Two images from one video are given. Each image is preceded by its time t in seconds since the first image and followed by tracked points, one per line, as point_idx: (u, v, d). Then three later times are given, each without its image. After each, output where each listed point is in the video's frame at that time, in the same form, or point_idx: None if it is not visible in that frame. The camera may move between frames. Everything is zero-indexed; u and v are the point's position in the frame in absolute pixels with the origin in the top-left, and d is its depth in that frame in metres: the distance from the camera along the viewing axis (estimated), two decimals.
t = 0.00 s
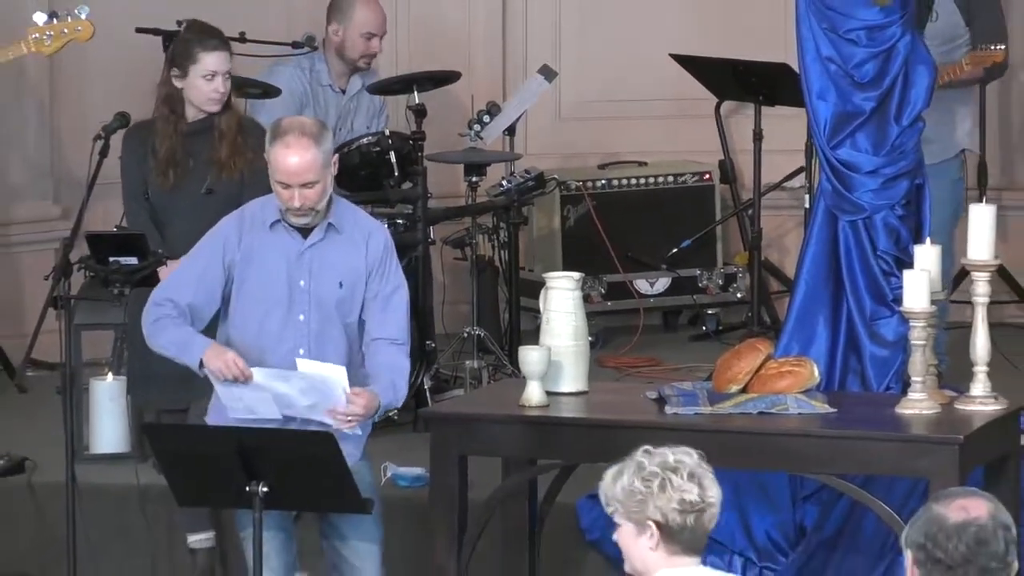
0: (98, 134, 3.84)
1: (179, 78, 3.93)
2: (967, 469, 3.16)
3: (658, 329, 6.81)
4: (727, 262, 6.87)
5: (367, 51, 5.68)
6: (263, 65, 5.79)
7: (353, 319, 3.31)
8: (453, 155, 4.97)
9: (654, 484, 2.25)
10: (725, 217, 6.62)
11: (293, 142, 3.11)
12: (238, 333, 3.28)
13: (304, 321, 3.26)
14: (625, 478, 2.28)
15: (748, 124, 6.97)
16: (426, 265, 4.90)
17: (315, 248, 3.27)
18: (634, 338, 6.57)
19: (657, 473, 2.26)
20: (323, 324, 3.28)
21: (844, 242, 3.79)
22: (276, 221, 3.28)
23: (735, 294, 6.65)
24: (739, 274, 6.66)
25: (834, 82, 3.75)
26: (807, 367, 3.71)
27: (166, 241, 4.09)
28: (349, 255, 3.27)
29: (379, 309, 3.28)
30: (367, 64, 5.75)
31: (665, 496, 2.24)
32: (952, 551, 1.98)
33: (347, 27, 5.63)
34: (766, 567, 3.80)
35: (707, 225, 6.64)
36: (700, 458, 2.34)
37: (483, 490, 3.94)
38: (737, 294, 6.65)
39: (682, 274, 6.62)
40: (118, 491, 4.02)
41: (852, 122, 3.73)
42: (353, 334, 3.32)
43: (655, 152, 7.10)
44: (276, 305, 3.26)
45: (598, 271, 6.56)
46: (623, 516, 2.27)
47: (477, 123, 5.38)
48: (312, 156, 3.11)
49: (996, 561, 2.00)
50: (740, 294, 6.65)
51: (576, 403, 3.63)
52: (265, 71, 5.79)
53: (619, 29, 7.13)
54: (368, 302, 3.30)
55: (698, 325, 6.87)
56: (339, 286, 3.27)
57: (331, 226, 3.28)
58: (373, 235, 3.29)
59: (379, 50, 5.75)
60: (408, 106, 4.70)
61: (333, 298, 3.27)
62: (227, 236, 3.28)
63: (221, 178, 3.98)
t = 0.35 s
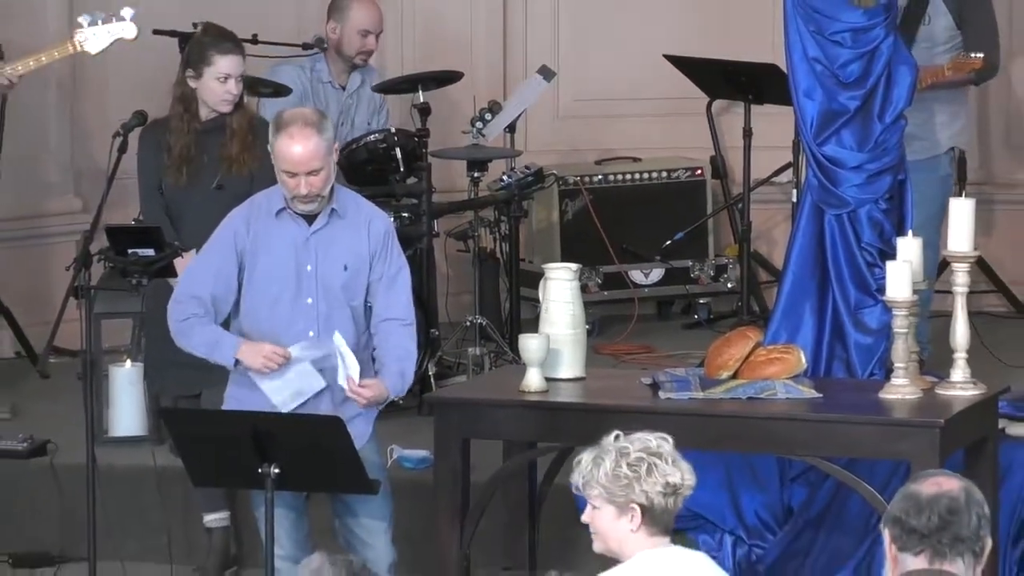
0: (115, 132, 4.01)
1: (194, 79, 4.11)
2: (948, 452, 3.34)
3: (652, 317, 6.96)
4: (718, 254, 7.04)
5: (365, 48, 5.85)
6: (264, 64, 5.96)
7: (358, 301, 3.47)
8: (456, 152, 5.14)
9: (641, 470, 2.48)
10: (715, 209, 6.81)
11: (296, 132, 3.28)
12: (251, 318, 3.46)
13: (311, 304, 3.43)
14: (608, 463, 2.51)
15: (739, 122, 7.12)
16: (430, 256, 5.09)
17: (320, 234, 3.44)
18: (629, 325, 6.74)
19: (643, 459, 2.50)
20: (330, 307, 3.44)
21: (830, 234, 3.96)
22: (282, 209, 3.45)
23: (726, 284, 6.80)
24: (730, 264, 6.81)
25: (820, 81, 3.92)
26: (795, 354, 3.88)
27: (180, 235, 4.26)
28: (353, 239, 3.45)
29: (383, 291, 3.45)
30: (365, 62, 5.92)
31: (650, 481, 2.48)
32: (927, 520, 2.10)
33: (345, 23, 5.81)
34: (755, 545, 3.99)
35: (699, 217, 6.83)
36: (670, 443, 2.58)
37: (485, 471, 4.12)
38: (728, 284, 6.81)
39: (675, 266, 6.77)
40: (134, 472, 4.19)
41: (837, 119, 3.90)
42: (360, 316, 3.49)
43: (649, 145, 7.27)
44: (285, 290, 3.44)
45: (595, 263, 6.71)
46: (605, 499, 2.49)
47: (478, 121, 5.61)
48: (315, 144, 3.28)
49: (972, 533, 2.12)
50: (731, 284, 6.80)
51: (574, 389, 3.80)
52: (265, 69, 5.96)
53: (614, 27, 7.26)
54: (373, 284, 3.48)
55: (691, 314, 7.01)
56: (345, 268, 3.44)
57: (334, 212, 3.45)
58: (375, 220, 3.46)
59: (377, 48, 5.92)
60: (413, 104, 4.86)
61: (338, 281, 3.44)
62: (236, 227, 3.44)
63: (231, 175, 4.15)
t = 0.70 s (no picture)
0: (133, 130, 4.22)
1: (206, 79, 4.27)
2: (927, 435, 3.51)
3: (646, 307, 7.14)
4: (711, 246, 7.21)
5: (354, 40, 5.99)
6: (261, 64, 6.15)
7: (364, 290, 3.65)
8: (459, 149, 5.32)
9: (641, 456, 2.67)
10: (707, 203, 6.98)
11: (303, 127, 3.43)
12: (263, 306, 3.63)
13: (320, 294, 3.61)
14: (610, 447, 2.69)
15: (731, 120, 7.27)
16: (435, 248, 5.25)
17: (328, 226, 3.61)
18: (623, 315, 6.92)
19: (642, 446, 2.68)
20: (337, 296, 3.62)
21: (816, 227, 4.14)
22: (290, 202, 3.62)
23: (717, 275, 6.95)
24: (722, 256, 6.95)
25: (807, 81, 4.10)
26: (783, 342, 4.06)
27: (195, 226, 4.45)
28: (360, 231, 3.62)
29: (388, 281, 3.62)
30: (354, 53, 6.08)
31: (649, 467, 2.66)
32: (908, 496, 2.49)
33: (332, 19, 5.97)
34: (744, 524, 4.15)
35: (691, 211, 6.99)
36: (669, 430, 2.76)
37: (487, 454, 4.31)
38: (719, 275, 6.94)
39: (668, 257, 6.94)
40: (150, 455, 4.37)
41: (824, 117, 4.08)
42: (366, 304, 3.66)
43: (641, 143, 7.41)
44: (295, 280, 3.61)
45: (593, 255, 6.90)
46: (605, 482, 2.68)
47: (482, 118, 5.80)
48: (321, 139, 3.44)
49: (945, 509, 2.51)
50: (722, 275, 6.94)
51: (572, 375, 3.99)
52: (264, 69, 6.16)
53: (607, 24, 7.39)
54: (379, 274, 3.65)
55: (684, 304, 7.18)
56: (352, 259, 3.62)
57: (342, 205, 3.62)
58: (381, 213, 3.63)
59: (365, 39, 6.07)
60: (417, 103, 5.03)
61: (346, 271, 3.62)
62: (249, 219, 3.61)
63: (245, 172, 4.34)
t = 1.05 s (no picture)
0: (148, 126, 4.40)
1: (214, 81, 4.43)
2: (910, 419, 3.68)
3: (641, 297, 7.30)
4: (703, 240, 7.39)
5: (342, 32, 6.17)
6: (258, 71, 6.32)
7: (371, 283, 3.79)
8: (463, 146, 5.50)
9: (644, 440, 2.84)
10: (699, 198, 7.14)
11: (313, 127, 3.58)
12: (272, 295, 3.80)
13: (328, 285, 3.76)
14: (618, 430, 2.87)
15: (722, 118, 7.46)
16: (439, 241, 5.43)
17: (337, 221, 3.77)
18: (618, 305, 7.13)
19: (647, 430, 2.85)
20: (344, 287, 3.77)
21: (805, 222, 4.31)
22: (302, 197, 3.78)
23: (709, 267, 7.12)
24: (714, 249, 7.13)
25: (795, 80, 4.28)
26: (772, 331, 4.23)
27: (210, 220, 4.63)
28: (368, 226, 3.77)
29: (393, 275, 3.76)
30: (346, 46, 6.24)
31: (653, 451, 2.83)
32: (891, 479, 2.71)
33: (318, 17, 6.16)
34: (735, 507, 4.35)
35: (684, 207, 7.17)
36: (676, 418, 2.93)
37: (488, 438, 4.52)
38: (711, 267, 7.12)
39: (662, 250, 7.12)
40: (168, 438, 4.58)
41: (812, 116, 4.26)
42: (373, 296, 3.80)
43: (639, 139, 7.60)
44: (303, 271, 3.77)
45: (590, 248, 7.10)
46: (611, 463, 2.86)
47: (483, 117, 5.99)
48: (331, 138, 3.59)
49: (928, 490, 2.73)
50: (714, 266, 7.12)
51: (570, 363, 4.16)
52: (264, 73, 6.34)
53: (603, 25, 7.57)
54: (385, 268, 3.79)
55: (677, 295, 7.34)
56: (360, 253, 3.77)
57: (351, 201, 3.78)
58: (388, 209, 3.78)
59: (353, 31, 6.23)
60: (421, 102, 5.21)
61: (353, 264, 3.77)
62: (261, 212, 3.79)
63: (254, 168, 4.51)
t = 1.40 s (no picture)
0: (164, 125, 4.61)
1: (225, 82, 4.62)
2: (896, 407, 3.86)
3: (636, 287, 7.47)
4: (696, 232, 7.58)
5: (343, 35, 6.33)
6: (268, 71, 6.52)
7: (377, 273, 3.97)
8: (464, 144, 5.69)
9: (643, 426, 3.01)
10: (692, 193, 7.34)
11: (317, 128, 3.75)
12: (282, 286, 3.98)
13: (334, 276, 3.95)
14: (626, 416, 3.06)
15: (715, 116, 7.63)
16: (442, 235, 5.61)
17: (342, 215, 3.95)
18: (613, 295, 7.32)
19: (647, 417, 3.02)
20: (350, 279, 3.95)
21: (792, 216, 4.50)
22: (308, 193, 3.97)
23: (700, 260, 7.34)
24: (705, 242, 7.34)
25: (784, 81, 4.46)
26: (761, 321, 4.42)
27: (223, 215, 4.83)
28: (372, 219, 3.95)
29: (396, 265, 3.93)
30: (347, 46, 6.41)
31: (651, 437, 2.99)
32: (877, 462, 2.85)
33: (320, 20, 6.29)
34: (726, 489, 4.55)
35: (677, 202, 7.37)
36: (686, 406, 3.07)
37: (490, 423, 4.72)
38: (703, 259, 7.34)
39: (656, 243, 7.31)
40: (183, 424, 4.77)
41: (799, 115, 4.44)
42: (379, 286, 3.97)
43: (634, 137, 7.76)
44: (310, 263, 3.96)
45: (588, 240, 7.26)
46: (624, 447, 3.04)
47: (484, 115, 6.18)
48: (333, 139, 3.76)
49: (911, 472, 2.88)
50: (705, 259, 7.34)
51: (569, 352, 4.35)
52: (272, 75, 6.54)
53: (601, 25, 7.75)
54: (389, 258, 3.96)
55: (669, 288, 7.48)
56: (364, 245, 3.94)
57: (356, 196, 3.96)
58: (392, 203, 3.96)
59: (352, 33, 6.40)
60: (426, 101, 5.39)
61: (358, 256, 3.95)
62: (270, 208, 3.97)
63: (266, 167, 4.69)
